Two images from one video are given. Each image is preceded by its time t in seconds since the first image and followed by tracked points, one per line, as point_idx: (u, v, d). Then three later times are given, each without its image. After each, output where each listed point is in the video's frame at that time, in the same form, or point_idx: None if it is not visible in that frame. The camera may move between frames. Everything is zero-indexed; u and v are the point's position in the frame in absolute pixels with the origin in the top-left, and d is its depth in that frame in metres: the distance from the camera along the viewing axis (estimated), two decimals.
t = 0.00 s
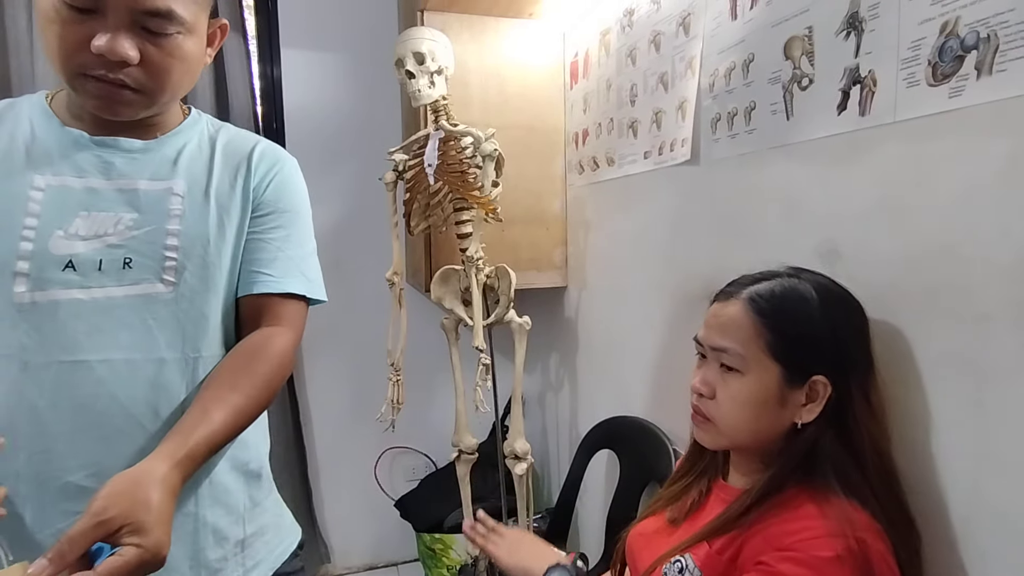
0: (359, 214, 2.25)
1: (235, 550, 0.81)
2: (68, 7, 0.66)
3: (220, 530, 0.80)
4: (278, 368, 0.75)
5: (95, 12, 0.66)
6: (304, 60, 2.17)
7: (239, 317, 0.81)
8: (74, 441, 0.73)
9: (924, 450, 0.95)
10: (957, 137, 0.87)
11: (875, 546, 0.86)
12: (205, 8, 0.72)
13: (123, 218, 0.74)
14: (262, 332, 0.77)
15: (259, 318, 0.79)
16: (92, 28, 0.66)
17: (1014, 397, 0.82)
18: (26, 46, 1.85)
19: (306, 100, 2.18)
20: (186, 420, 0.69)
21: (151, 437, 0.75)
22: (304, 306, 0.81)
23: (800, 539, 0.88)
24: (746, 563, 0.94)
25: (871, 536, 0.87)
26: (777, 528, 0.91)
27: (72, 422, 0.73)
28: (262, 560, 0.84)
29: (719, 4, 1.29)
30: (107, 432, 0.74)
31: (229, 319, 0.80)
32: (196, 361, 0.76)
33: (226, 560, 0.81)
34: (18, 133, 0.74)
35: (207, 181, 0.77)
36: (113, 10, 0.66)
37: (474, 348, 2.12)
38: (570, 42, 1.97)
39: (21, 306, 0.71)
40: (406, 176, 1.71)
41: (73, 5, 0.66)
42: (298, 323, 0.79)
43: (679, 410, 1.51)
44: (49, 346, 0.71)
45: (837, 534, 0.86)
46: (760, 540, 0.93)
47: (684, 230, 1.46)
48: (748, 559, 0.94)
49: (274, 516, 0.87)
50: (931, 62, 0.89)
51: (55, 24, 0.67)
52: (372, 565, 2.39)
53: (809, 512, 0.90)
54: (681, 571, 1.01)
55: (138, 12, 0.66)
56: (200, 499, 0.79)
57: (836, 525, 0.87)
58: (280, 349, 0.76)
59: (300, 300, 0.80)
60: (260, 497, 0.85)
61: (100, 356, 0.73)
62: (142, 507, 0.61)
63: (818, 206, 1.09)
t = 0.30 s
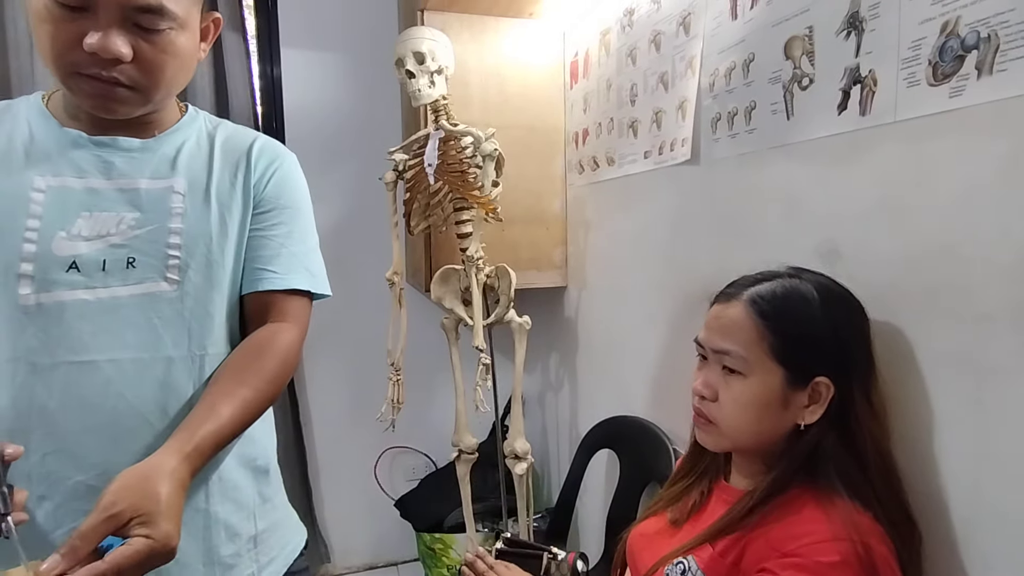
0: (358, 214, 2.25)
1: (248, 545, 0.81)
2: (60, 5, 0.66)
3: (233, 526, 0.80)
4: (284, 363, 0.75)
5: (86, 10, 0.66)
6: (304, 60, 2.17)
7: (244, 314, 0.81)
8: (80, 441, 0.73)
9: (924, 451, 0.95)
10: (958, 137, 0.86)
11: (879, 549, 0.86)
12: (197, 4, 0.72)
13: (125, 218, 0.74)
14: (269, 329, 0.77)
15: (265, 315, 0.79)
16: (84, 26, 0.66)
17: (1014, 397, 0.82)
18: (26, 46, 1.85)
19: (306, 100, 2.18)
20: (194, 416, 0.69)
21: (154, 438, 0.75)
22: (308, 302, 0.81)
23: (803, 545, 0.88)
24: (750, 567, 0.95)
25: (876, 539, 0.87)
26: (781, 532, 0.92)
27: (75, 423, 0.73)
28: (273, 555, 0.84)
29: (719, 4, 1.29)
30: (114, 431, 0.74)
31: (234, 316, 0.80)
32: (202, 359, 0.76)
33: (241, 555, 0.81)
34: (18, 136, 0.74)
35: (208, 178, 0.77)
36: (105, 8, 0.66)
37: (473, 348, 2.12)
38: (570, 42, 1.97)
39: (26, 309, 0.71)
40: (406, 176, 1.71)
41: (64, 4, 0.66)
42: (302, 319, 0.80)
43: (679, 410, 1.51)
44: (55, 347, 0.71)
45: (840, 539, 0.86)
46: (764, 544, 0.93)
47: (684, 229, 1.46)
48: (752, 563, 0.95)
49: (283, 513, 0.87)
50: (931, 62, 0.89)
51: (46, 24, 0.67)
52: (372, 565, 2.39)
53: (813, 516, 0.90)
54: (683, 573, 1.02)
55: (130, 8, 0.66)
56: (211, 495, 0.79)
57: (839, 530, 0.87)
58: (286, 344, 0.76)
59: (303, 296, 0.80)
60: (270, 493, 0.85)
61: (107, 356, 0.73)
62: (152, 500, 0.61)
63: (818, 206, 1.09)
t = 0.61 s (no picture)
0: (358, 213, 2.25)
1: (253, 542, 0.81)
2: (53, 4, 0.66)
3: (237, 524, 0.80)
4: (285, 359, 0.75)
5: (80, 9, 0.66)
6: (304, 60, 2.17)
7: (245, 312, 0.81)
8: (81, 441, 0.73)
9: (926, 451, 0.95)
10: (958, 137, 0.86)
11: (884, 553, 0.86)
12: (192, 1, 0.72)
13: (123, 218, 0.74)
14: (269, 326, 0.77)
15: (265, 313, 0.79)
16: (79, 26, 0.66)
17: (1014, 397, 0.82)
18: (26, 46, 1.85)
19: (305, 100, 2.18)
20: (195, 413, 0.69)
21: (155, 438, 0.75)
22: (308, 299, 0.81)
23: (809, 548, 0.88)
24: (754, 568, 0.95)
25: (881, 541, 0.87)
26: (785, 534, 0.92)
27: (76, 423, 0.72)
28: (276, 553, 0.84)
29: (719, 4, 1.29)
30: (116, 431, 0.74)
31: (235, 314, 0.80)
32: (204, 358, 0.76)
33: (245, 552, 0.81)
34: (14, 136, 0.74)
35: (206, 176, 0.77)
36: (100, 8, 0.66)
37: (473, 348, 2.11)
38: (570, 42, 1.97)
39: (26, 310, 0.71)
40: (406, 176, 1.71)
41: (58, 4, 0.66)
42: (302, 316, 0.80)
43: (679, 410, 1.51)
44: (56, 347, 0.71)
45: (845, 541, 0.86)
46: (768, 545, 0.93)
47: (684, 229, 1.46)
48: (756, 564, 0.95)
49: (286, 510, 0.87)
50: (931, 62, 0.89)
51: (40, 24, 0.67)
52: (372, 565, 2.39)
53: (818, 519, 0.90)
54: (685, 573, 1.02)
55: (125, 7, 0.66)
56: (214, 492, 0.79)
57: (844, 532, 0.87)
58: (286, 341, 0.76)
59: (303, 293, 0.80)
60: (272, 490, 0.85)
61: (109, 356, 0.73)
62: (154, 496, 0.61)
63: (818, 206, 1.09)
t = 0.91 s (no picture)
0: (358, 213, 2.25)
1: (251, 542, 0.81)
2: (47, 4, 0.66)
3: (236, 524, 0.80)
4: (284, 359, 0.75)
5: (75, 8, 0.66)
6: (304, 60, 2.17)
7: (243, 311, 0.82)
8: (79, 442, 0.73)
9: (925, 450, 0.95)
10: (957, 137, 0.87)
11: (883, 552, 0.86)
12: None
13: (120, 217, 0.74)
14: (268, 326, 0.77)
15: (263, 313, 0.80)
16: (74, 25, 0.66)
17: (1013, 397, 0.82)
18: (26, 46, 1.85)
19: (305, 100, 2.18)
20: (195, 415, 0.69)
21: (154, 439, 0.75)
22: (306, 298, 0.81)
23: (808, 546, 0.88)
24: (752, 566, 0.95)
25: (880, 540, 0.87)
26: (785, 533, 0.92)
27: (75, 424, 0.73)
28: (276, 553, 0.84)
29: (719, 4, 1.29)
30: (114, 431, 0.74)
31: (233, 314, 0.80)
32: (202, 358, 0.77)
33: (243, 552, 0.81)
34: (8, 136, 0.73)
35: (202, 175, 0.77)
36: (94, 7, 0.66)
37: (473, 347, 2.12)
38: (570, 42, 1.97)
39: (22, 310, 0.71)
40: (405, 176, 1.71)
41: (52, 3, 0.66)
42: (300, 316, 0.80)
43: (679, 410, 1.51)
44: (54, 348, 0.71)
45: (843, 539, 0.87)
46: (767, 544, 0.93)
47: (683, 229, 1.46)
48: (755, 563, 0.95)
49: (284, 510, 0.87)
50: (931, 61, 0.89)
51: (35, 24, 0.67)
52: (372, 565, 2.39)
53: (818, 518, 0.90)
54: (684, 572, 1.02)
55: (120, 6, 0.66)
56: (214, 493, 0.79)
57: (844, 531, 0.87)
58: (285, 341, 0.76)
59: (301, 293, 0.81)
60: (271, 490, 0.85)
61: (106, 356, 0.73)
62: (158, 499, 0.61)
63: (818, 205, 1.09)
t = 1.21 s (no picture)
0: (358, 213, 2.25)
1: (250, 542, 0.82)
2: (41, 5, 0.66)
3: (234, 524, 0.80)
4: (283, 359, 0.75)
5: (69, 9, 0.66)
6: (304, 60, 2.17)
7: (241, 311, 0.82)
8: (77, 443, 0.73)
9: (925, 450, 0.95)
10: (957, 137, 0.87)
11: (883, 552, 0.86)
12: None
13: (116, 218, 0.74)
14: (266, 326, 0.77)
15: (261, 312, 0.80)
16: (68, 26, 0.66)
17: (1013, 397, 0.82)
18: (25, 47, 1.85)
19: (305, 100, 2.18)
20: (195, 415, 0.69)
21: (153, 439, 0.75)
22: (304, 298, 0.82)
23: (807, 545, 0.88)
24: (752, 565, 0.95)
25: (880, 540, 0.87)
26: (784, 533, 0.92)
27: (73, 425, 0.73)
28: (274, 554, 0.84)
29: (719, 4, 1.29)
30: (112, 432, 0.74)
31: (230, 314, 0.80)
32: (199, 358, 0.77)
33: (242, 552, 0.81)
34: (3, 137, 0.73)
35: (198, 175, 0.78)
36: (89, 8, 0.66)
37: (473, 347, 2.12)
38: (570, 42, 1.97)
39: (18, 312, 0.71)
40: (405, 176, 1.71)
41: (46, 4, 0.66)
42: (299, 315, 0.80)
43: (679, 410, 1.51)
44: (50, 349, 0.71)
45: (842, 538, 0.87)
46: (767, 543, 0.93)
47: (683, 229, 1.46)
48: (754, 562, 0.95)
49: (282, 510, 0.87)
50: (930, 62, 0.89)
51: (29, 25, 0.67)
52: (372, 565, 2.39)
53: (817, 517, 0.90)
54: (683, 572, 1.03)
55: (114, 7, 0.66)
56: (212, 493, 0.79)
57: (843, 531, 0.87)
58: (285, 341, 0.76)
59: (299, 292, 0.81)
60: (269, 490, 0.85)
61: (103, 357, 0.73)
62: (158, 501, 0.61)
63: (818, 205, 1.09)
